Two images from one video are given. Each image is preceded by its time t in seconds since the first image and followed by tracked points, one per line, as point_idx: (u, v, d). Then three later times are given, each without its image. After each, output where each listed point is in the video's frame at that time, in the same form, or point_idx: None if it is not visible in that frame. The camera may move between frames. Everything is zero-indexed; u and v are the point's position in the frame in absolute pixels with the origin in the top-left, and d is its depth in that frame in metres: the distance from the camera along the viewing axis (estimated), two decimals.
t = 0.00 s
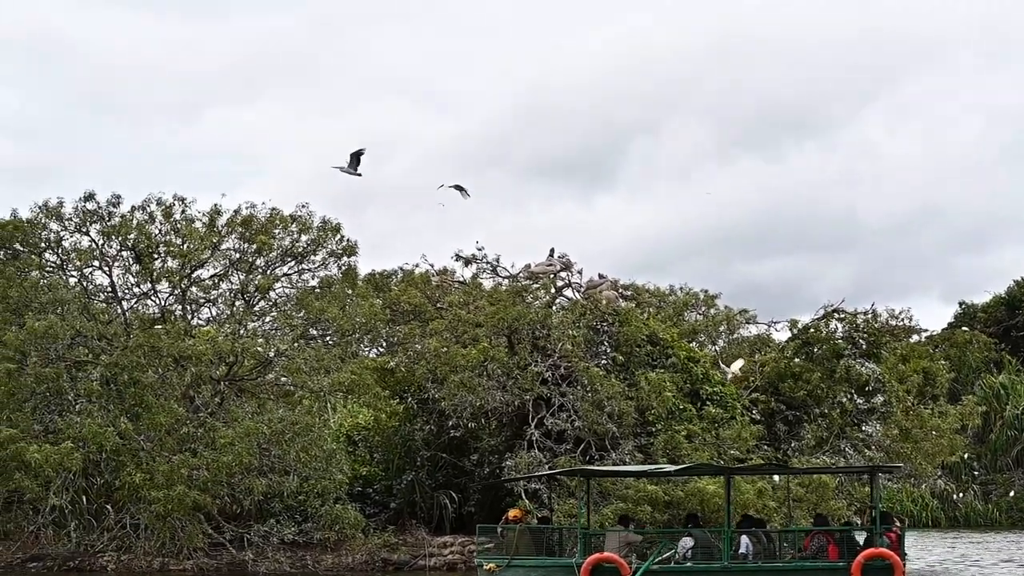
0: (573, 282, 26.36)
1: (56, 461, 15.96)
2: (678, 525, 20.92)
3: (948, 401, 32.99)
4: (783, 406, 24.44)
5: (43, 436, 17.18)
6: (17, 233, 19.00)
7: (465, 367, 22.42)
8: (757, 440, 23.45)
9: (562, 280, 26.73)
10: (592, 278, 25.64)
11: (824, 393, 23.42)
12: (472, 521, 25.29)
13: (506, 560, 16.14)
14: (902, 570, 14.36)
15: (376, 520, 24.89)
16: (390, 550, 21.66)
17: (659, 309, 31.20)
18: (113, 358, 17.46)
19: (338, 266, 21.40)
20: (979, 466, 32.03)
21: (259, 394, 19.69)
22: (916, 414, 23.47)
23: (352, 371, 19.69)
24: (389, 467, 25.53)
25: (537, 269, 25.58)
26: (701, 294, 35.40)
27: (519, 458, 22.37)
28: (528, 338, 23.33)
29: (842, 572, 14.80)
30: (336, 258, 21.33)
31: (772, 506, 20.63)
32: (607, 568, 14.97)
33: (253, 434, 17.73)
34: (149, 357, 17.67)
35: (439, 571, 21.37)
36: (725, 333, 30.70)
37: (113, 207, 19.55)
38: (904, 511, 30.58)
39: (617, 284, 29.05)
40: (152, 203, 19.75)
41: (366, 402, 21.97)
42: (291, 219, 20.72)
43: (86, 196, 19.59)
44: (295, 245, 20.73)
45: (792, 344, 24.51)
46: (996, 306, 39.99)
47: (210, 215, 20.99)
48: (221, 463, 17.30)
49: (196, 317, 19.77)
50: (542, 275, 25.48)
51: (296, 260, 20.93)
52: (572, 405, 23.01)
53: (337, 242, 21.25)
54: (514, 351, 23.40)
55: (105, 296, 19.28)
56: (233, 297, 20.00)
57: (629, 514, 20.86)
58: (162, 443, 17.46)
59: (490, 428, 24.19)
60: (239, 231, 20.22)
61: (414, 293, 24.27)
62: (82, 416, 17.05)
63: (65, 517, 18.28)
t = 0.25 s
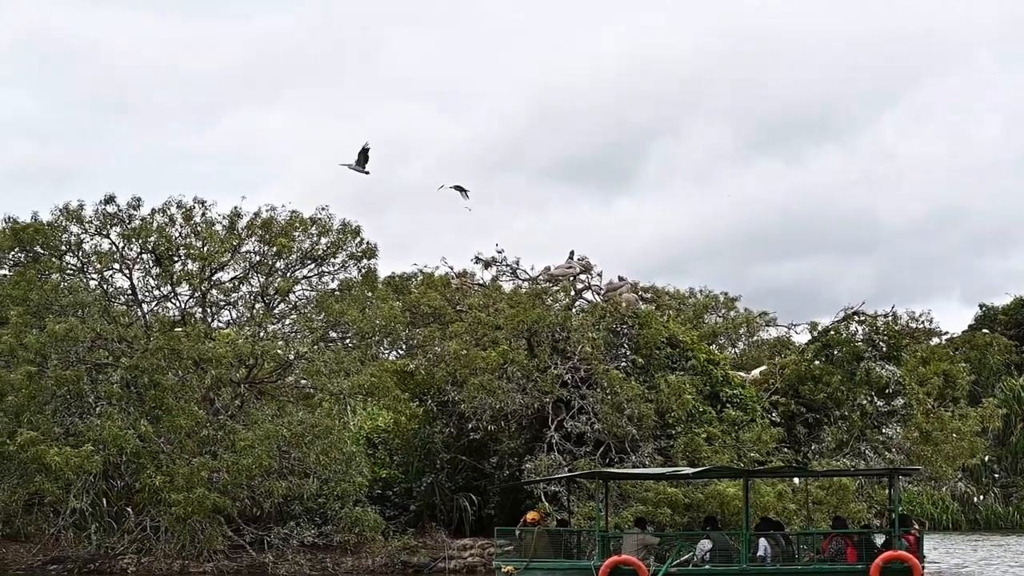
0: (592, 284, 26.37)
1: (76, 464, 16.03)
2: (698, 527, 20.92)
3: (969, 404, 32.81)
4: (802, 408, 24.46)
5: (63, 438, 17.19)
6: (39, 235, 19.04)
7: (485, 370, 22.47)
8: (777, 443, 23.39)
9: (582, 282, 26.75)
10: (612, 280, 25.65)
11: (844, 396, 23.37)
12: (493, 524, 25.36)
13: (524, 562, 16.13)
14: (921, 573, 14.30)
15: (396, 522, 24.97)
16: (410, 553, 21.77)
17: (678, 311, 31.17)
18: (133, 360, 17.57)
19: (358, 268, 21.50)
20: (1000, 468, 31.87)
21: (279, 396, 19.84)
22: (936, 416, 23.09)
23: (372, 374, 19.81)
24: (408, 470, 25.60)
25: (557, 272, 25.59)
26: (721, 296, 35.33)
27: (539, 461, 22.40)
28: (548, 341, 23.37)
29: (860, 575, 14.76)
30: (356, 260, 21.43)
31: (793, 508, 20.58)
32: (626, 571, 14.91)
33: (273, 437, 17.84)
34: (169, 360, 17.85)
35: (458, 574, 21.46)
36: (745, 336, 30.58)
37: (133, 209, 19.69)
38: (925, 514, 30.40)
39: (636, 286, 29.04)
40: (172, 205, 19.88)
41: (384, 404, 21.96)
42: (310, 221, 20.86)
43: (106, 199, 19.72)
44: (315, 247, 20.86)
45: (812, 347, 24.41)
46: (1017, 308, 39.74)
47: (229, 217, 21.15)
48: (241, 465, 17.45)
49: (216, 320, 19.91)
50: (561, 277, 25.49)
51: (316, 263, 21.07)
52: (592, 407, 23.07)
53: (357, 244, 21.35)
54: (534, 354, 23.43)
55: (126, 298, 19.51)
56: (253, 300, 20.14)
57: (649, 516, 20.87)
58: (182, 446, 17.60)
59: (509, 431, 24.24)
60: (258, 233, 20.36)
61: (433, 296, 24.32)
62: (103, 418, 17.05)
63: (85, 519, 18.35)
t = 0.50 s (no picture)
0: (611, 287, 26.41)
1: (96, 467, 16.17)
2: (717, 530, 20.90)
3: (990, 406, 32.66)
4: (822, 410, 24.35)
5: (83, 441, 17.30)
6: (59, 238, 19.20)
7: (504, 372, 22.51)
8: (797, 445, 23.33)
9: (601, 285, 26.79)
10: (631, 283, 25.68)
11: (864, 398, 23.24)
12: (512, 526, 25.40)
13: (541, 565, 16.18)
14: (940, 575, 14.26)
15: (416, 524, 25.08)
16: (429, 555, 21.85)
17: (698, 313, 31.14)
18: (153, 363, 17.68)
19: (377, 271, 21.60)
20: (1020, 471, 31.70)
21: (298, 399, 19.87)
22: (956, 419, 23.33)
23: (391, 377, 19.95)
24: (428, 473, 25.70)
25: (576, 274, 25.62)
26: (741, 299, 35.27)
27: (558, 464, 22.43)
28: (567, 343, 23.41)
29: None
30: (375, 263, 21.54)
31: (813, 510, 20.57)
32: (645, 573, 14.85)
33: (292, 440, 17.96)
34: (189, 362, 17.96)
35: None
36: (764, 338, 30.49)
37: (153, 212, 19.83)
38: (944, 516, 30.21)
39: (655, 288, 29.04)
40: (192, 208, 20.02)
41: (404, 407, 22.00)
42: (330, 224, 21.00)
43: (127, 201, 19.84)
44: (334, 250, 21.00)
45: (831, 348, 24.35)
46: None
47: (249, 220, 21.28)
48: (261, 468, 17.60)
49: (236, 323, 20.05)
50: (581, 279, 25.52)
51: (335, 266, 21.20)
52: (612, 410, 23.06)
53: (376, 247, 21.46)
54: (553, 356, 23.49)
55: (146, 301, 19.66)
56: (273, 303, 20.26)
57: (669, 519, 20.85)
58: (202, 449, 17.72)
59: (529, 433, 24.29)
60: (278, 236, 20.48)
61: (453, 298, 24.39)
62: (123, 421, 17.21)
63: (106, 522, 18.33)
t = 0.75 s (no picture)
0: (628, 289, 26.42)
1: (113, 470, 16.29)
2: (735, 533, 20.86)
3: (1008, 409, 32.49)
4: (839, 413, 24.32)
5: (100, 444, 17.41)
6: (76, 241, 19.31)
7: (521, 375, 22.48)
8: (814, 448, 23.28)
9: (617, 288, 26.81)
10: (648, 285, 25.69)
11: (881, 401, 23.17)
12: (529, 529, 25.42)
13: (557, 568, 16.35)
14: None
15: (432, 527, 25.16)
16: (446, 559, 21.94)
17: (714, 316, 31.11)
18: (170, 366, 17.84)
19: (393, 274, 21.68)
20: None
21: (314, 402, 20.00)
22: (974, 422, 22.95)
23: (408, 380, 20.10)
24: (444, 476, 25.81)
25: (593, 277, 25.64)
26: (757, 302, 35.20)
27: (575, 467, 22.42)
28: (583, 346, 23.44)
29: None
30: (391, 266, 21.63)
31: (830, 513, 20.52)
32: None
33: (309, 443, 18.06)
34: (205, 365, 18.07)
35: None
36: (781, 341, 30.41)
37: (170, 215, 19.98)
38: (962, 520, 30.08)
39: (672, 291, 29.01)
40: (209, 211, 20.18)
41: (420, 410, 22.04)
42: (346, 227, 21.11)
43: (143, 204, 19.97)
44: (351, 253, 21.11)
45: (848, 351, 24.29)
46: None
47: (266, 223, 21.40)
48: (278, 470, 17.70)
49: (252, 326, 20.16)
50: (597, 282, 25.54)
51: (351, 269, 21.31)
52: (628, 413, 23.05)
53: (393, 250, 21.54)
54: (569, 359, 23.52)
55: (163, 304, 19.79)
56: (289, 305, 20.38)
57: (685, 522, 20.80)
58: (218, 452, 17.81)
59: (546, 436, 24.33)
60: (295, 239, 20.60)
61: (469, 301, 24.44)
62: (140, 424, 17.38)
63: (123, 525, 18.25)
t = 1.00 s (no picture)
0: (646, 293, 26.47)
1: (131, 474, 16.44)
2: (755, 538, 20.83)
3: None
4: (859, 417, 24.26)
5: (120, 448, 17.61)
6: (95, 245, 19.39)
7: (540, 379, 22.52)
8: (833, 452, 23.24)
9: (636, 292, 26.87)
10: (666, 289, 25.72)
11: (900, 405, 23.14)
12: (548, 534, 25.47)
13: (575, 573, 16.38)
14: None
15: (451, 532, 25.00)
16: (465, 563, 22.07)
17: (733, 320, 31.10)
18: (189, 371, 18.00)
19: (412, 278, 21.79)
20: None
21: (333, 406, 20.14)
22: (993, 426, 23.33)
23: (427, 384, 20.27)
24: (463, 480, 25.83)
25: (611, 281, 25.70)
26: (776, 305, 35.16)
27: (593, 471, 22.44)
28: (602, 351, 23.47)
29: None
30: (410, 270, 21.74)
31: (850, 517, 20.49)
32: None
33: (327, 447, 18.18)
34: (225, 370, 18.18)
35: None
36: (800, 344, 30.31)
37: (189, 220, 20.10)
38: (981, 524, 29.95)
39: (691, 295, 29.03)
40: (228, 216, 20.28)
41: (439, 414, 22.13)
42: (365, 231, 21.25)
43: (162, 208, 20.08)
44: (369, 257, 21.24)
45: (867, 355, 24.26)
46: None
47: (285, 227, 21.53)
48: (296, 475, 17.81)
49: (271, 330, 20.31)
50: (616, 286, 25.59)
51: (370, 273, 21.44)
52: (647, 417, 23.08)
53: (411, 254, 21.67)
54: (588, 363, 23.56)
55: (182, 309, 19.94)
56: (308, 310, 20.51)
57: (704, 526, 20.83)
58: (238, 456, 18.00)
59: (564, 441, 24.49)
60: (313, 244, 20.73)
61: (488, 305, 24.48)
62: (159, 428, 17.54)
63: (141, 530, 18.47)
